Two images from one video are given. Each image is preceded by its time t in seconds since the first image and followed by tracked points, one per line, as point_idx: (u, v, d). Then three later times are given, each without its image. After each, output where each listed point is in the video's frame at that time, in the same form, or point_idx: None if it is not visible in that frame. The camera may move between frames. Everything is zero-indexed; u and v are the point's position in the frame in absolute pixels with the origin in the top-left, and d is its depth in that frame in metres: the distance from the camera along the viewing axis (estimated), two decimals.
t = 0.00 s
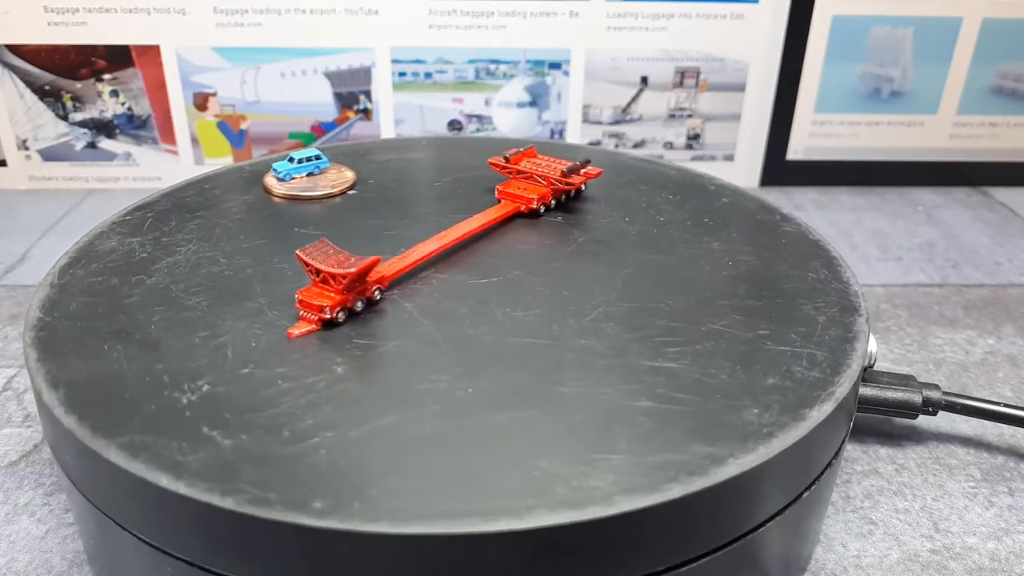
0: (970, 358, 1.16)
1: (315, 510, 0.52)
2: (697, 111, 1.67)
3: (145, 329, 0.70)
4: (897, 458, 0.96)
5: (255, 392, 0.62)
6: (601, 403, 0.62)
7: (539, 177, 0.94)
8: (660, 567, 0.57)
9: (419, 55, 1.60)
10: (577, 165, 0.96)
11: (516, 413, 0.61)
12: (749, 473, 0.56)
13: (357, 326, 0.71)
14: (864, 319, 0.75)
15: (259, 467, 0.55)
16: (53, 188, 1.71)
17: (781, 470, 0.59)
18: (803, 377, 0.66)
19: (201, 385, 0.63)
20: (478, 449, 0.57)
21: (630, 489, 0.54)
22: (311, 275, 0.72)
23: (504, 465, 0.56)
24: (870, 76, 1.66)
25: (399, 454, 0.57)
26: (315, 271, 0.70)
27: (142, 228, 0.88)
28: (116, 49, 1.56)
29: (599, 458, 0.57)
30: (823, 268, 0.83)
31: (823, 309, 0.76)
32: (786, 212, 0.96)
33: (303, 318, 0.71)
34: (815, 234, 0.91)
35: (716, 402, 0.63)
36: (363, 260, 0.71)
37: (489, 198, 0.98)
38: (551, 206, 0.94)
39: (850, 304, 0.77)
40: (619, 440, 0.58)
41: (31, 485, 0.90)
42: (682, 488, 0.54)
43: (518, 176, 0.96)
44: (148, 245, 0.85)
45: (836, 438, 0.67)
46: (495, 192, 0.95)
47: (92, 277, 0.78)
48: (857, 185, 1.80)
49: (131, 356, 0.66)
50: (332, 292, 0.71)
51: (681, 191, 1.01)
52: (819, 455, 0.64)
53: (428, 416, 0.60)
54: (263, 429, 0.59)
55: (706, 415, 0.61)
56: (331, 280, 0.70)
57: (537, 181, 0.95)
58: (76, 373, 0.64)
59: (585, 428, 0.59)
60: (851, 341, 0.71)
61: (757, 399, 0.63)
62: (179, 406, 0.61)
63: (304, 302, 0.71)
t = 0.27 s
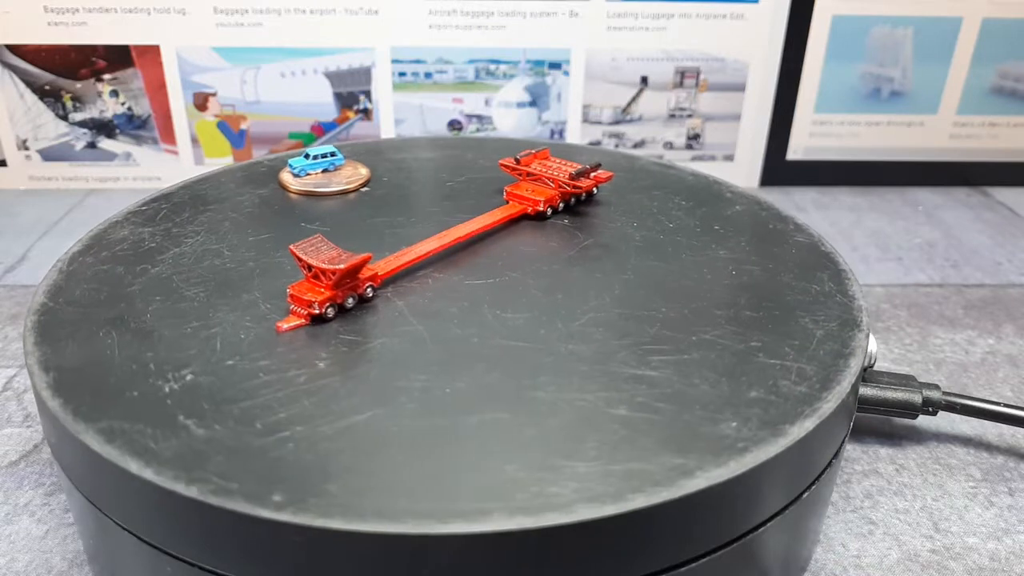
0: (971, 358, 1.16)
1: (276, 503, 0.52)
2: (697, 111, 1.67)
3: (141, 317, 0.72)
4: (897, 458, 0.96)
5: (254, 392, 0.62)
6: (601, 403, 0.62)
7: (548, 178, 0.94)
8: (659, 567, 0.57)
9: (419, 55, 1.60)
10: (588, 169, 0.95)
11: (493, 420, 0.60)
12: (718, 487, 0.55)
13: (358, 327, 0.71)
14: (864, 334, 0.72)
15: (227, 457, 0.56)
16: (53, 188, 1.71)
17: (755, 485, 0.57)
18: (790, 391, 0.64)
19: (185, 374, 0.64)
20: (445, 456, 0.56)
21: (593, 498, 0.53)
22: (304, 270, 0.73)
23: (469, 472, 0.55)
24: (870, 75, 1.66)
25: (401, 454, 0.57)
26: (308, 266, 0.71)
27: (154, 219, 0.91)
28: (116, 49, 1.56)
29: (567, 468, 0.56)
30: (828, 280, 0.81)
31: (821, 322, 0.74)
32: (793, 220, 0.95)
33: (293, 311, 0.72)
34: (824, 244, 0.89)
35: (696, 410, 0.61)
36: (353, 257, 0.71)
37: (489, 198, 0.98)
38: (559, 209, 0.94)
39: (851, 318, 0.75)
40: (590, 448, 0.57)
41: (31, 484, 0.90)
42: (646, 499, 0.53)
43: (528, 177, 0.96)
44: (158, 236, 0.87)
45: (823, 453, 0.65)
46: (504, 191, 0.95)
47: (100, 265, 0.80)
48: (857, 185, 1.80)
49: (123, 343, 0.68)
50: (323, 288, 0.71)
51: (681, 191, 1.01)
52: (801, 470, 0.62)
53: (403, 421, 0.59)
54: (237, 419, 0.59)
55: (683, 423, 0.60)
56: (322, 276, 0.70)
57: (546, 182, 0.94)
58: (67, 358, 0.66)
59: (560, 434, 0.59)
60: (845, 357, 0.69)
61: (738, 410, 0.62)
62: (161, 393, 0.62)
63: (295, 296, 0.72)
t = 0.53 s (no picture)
0: (970, 358, 1.16)
1: (238, 494, 0.53)
2: (697, 111, 1.67)
3: (139, 306, 0.73)
4: (897, 458, 0.96)
5: (255, 393, 0.62)
6: (601, 403, 0.62)
7: (556, 181, 0.94)
8: (660, 567, 0.57)
9: (419, 55, 1.60)
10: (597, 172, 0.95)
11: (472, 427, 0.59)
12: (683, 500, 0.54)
13: (358, 327, 0.71)
14: (860, 352, 0.70)
15: (199, 446, 0.57)
16: (53, 188, 1.71)
17: (724, 500, 0.56)
18: (773, 406, 0.62)
19: (171, 363, 0.65)
20: (413, 463, 0.56)
21: (571, 502, 0.53)
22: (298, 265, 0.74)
23: (434, 481, 0.54)
24: (870, 75, 1.66)
25: (404, 454, 0.57)
26: (301, 261, 0.72)
27: (168, 211, 0.93)
28: (116, 49, 1.56)
29: (533, 478, 0.55)
30: (834, 294, 0.79)
31: (818, 336, 0.72)
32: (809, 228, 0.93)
33: (286, 306, 0.73)
34: (837, 258, 0.86)
35: (674, 419, 0.61)
36: (345, 254, 0.71)
37: (489, 198, 0.98)
38: (567, 211, 0.93)
39: (850, 334, 0.72)
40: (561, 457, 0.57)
41: (31, 484, 0.90)
42: (605, 507, 0.52)
43: (536, 180, 0.96)
44: (169, 228, 0.89)
45: (806, 472, 0.63)
46: (512, 194, 0.95)
47: (109, 254, 0.83)
48: (857, 186, 1.80)
49: (116, 331, 0.70)
50: (315, 283, 0.72)
51: (682, 192, 1.01)
52: (779, 487, 0.60)
53: (379, 430, 0.59)
54: (214, 410, 0.60)
55: (661, 433, 0.59)
56: (314, 272, 0.71)
57: (554, 185, 0.94)
58: (60, 343, 0.68)
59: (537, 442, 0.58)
60: (837, 374, 0.67)
61: (717, 421, 0.61)
62: (146, 380, 0.63)
63: (288, 290, 0.72)
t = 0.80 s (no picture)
0: (970, 358, 1.16)
1: (199, 483, 0.54)
2: (697, 110, 1.67)
3: (139, 295, 0.75)
4: (897, 458, 0.96)
5: (255, 394, 0.62)
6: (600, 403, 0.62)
7: (564, 184, 0.93)
8: (660, 567, 0.57)
9: (419, 55, 1.60)
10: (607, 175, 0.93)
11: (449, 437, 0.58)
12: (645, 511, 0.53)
13: (358, 327, 0.71)
14: (852, 370, 0.67)
15: (172, 433, 0.58)
16: (53, 188, 1.71)
17: (688, 514, 0.55)
18: (752, 421, 0.61)
19: (159, 352, 0.67)
20: (378, 471, 0.55)
21: (570, 502, 0.53)
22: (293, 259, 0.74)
23: (395, 489, 0.53)
24: (870, 76, 1.66)
25: (403, 454, 0.57)
26: (294, 255, 0.72)
27: (183, 203, 0.95)
28: (116, 49, 1.56)
29: (496, 490, 0.54)
30: (834, 309, 0.76)
31: (811, 351, 0.70)
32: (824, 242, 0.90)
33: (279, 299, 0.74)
34: (847, 271, 0.83)
35: (650, 427, 0.60)
36: (337, 250, 0.72)
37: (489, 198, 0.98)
38: (574, 215, 0.92)
39: (845, 351, 0.70)
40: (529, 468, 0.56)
41: (31, 484, 0.90)
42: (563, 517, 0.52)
43: (546, 182, 0.95)
44: (181, 219, 0.91)
45: (783, 489, 0.61)
46: (521, 196, 0.94)
47: (120, 242, 0.85)
48: (857, 186, 1.80)
49: (112, 318, 0.72)
50: (307, 278, 0.73)
51: (683, 193, 1.01)
52: (753, 504, 0.59)
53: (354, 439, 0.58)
54: (192, 399, 0.62)
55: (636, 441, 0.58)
56: (306, 267, 0.72)
57: (563, 188, 0.93)
58: (57, 327, 0.70)
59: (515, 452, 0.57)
60: (825, 391, 0.64)
61: (693, 433, 0.59)
62: (132, 367, 0.65)
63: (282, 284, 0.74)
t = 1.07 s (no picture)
0: (970, 358, 1.16)
1: (166, 470, 0.55)
2: (697, 110, 1.67)
3: (141, 284, 0.77)
4: (897, 458, 0.96)
5: (255, 395, 0.62)
6: (598, 400, 0.63)
7: (572, 187, 0.92)
8: (660, 567, 0.57)
9: (419, 55, 1.60)
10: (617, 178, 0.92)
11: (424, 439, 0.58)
12: (603, 521, 0.52)
13: (359, 328, 0.71)
14: (841, 388, 0.65)
15: (149, 420, 0.59)
16: (53, 188, 1.71)
17: (650, 527, 0.54)
18: (727, 435, 0.59)
19: (149, 340, 0.68)
20: (343, 471, 0.55)
21: (569, 502, 0.53)
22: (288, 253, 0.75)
23: (356, 486, 0.54)
24: (870, 76, 1.66)
25: (404, 455, 0.57)
26: (289, 250, 0.73)
27: (198, 195, 0.97)
28: (116, 49, 1.56)
29: (455, 494, 0.53)
30: (830, 324, 0.74)
31: (801, 366, 0.68)
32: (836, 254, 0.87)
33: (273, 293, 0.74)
34: (855, 287, 0.80)
35: (626, 432, 0.59)
36: (330, 246, 0.72)
37: (490, 198, 0.98)
38: (581, 219, 0.91)
39: (838, 366, 0.68)
40: (494, 473, 0.55)
41: (31, 485, 0.90)
42: (552, 518, 0.52)
43: (554, 184, 0.94)
44: (194, 211, 0.93)
45: (755, 507, 0.59)
46: (528, 197, 0.94)
47: (127, 232, 0.87)
48: (857, 186, 1.80)
49: (112, 305, 0.73)
50: (301, 273, 0.73)
51: (683, 193, 1.01)
52: (721, 519, 0.57)
53: (326, 438, 0.58)
54: (173, 387, 0.63)
55: (609, 442, 0.58)
56: (300, 262, 0.72)
57: (571, 191, 0.92)
58: (59, 312, 0.72)
59: (487, 455, 0.57)
60: (808, 408, 0.62)
61: (665, 440, 0.59)
62: (122, 353, 0.67)
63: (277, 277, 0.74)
